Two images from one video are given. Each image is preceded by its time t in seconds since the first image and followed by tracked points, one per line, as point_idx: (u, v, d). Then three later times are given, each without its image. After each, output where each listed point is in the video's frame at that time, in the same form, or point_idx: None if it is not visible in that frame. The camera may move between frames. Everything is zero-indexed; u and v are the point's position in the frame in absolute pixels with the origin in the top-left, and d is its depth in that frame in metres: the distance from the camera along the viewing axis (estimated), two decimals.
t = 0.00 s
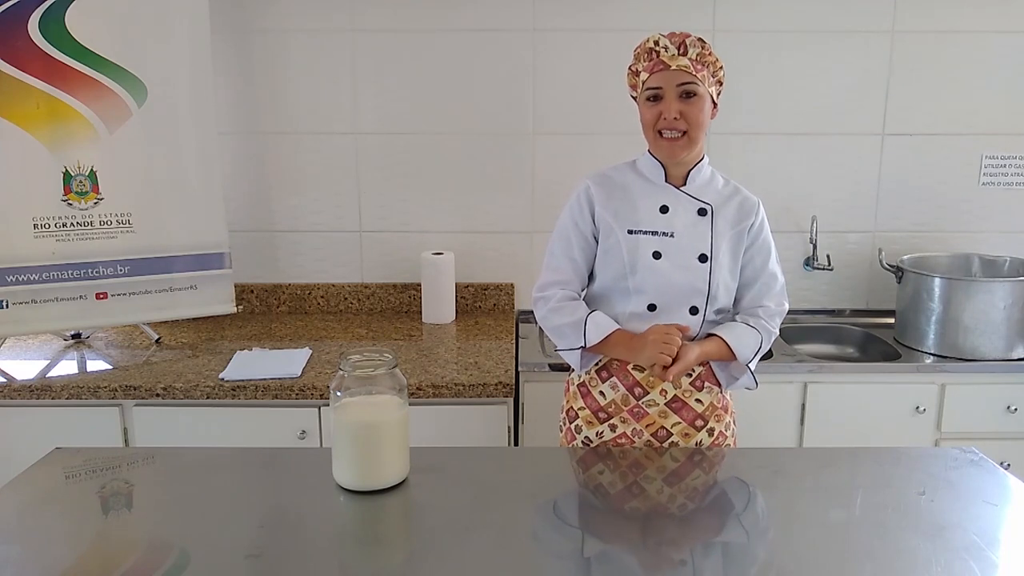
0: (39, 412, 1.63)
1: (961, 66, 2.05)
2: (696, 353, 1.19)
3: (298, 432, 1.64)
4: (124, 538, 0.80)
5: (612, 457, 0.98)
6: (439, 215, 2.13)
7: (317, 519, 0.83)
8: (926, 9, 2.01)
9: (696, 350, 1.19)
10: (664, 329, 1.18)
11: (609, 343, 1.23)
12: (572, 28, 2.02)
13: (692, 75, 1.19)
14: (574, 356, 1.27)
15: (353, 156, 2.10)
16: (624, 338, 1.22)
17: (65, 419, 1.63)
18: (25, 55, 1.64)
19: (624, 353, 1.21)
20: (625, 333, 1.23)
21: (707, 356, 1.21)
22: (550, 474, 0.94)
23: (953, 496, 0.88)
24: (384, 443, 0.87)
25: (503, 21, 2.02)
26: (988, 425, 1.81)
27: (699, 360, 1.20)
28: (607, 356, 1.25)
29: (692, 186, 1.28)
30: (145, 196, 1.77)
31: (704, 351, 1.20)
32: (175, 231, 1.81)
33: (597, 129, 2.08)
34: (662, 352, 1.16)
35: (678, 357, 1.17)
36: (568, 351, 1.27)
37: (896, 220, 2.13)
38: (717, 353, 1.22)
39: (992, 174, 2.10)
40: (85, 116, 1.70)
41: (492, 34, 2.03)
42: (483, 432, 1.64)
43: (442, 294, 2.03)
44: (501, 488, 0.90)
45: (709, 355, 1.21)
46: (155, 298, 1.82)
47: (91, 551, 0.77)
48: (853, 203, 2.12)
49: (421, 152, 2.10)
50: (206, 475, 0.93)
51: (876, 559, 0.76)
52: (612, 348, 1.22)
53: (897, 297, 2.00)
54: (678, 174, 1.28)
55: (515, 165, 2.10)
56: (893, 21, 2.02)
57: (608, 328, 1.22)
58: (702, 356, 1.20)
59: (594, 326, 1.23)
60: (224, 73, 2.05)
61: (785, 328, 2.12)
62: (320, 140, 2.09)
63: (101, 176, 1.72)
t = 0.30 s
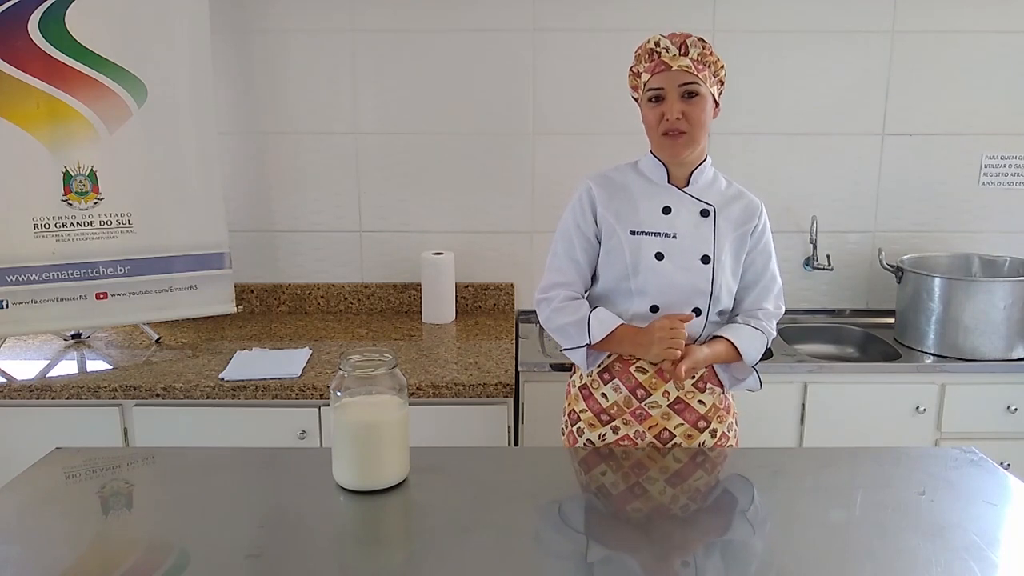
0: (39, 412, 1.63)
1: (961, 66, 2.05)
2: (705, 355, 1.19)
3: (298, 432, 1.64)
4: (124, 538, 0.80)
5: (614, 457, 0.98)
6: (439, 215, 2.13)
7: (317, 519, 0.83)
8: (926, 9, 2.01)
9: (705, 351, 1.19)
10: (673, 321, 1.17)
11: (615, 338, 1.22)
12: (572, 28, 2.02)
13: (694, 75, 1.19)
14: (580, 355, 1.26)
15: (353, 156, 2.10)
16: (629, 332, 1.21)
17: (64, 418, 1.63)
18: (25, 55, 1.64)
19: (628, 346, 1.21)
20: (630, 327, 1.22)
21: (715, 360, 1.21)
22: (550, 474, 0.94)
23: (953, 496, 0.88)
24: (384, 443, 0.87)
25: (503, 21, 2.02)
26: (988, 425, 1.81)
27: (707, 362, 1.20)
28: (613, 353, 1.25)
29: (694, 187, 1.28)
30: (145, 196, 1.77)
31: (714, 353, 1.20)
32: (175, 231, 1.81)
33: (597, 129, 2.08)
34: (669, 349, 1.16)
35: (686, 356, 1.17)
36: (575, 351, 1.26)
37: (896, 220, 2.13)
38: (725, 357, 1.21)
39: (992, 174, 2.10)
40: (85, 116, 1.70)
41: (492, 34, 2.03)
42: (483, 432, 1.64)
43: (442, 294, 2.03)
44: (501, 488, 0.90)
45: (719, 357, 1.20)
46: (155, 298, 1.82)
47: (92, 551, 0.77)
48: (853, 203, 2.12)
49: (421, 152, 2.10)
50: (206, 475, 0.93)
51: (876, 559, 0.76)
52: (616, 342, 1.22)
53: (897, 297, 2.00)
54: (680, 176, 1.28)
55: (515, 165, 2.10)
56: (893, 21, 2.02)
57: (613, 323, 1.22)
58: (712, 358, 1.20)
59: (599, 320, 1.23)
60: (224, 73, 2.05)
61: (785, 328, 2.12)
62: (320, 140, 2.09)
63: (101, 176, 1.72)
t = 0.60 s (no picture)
0: (39, 412, 1.63)
1: (961, 66, 2.05)
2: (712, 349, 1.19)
3: (298, 432, 1.64)
4: (124, 538, 0.80)
5: (613, 458, 0.98)
6: (439, 215, 2.13)
7: (317, 519, 0.83)
8: (926, 9, 2.01)
9: (715, 339, 1.19)
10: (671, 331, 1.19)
11: (609, 348, 1.22)
12: (572, 28, 2.02)
13: (696, 68, 1.20)
14: (576, 360, 1.26)
15: (353, 156, 2.10)
16: (626, 342, 1.22)
17: (65, 418, 1.63)
18: (25, 55, 1.64)
19: (630, 356, 1.21)
20: (628, 337, 1.23)
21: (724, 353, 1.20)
22: (550, 474, 0.94)
23: (953, 495, 0.88)
24: (385, 443, 0.87)
25: (503, 21, 2.02)
26: (987, 425, 1.81)
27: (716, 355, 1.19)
28: (608, 360, 1.25)
29: (696, 186, 1.27)
30: (145, 196, 1.77)
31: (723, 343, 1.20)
32: (175, 231, 1.81)
33: (597, 129, 2.08)
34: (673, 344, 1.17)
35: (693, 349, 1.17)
36: (571, 355, 1.26)
37: (896, 220, 2.13)
38: (733, 351, 1.21)
39: (992, 174, 2.10)
40: (85, 116, 1.70)
41: (492, 34, 2.03)
42: (483, 432, 1.64)
43: (442, 294, 2.03)
44: (501, 488, 0.90)
45: (729, 347, 1.20)
46: (155, 298, 1.82)
47: (92, 551, 0.77)
48: (853, 203, 2.12)
49: (421, 152, 2.09)
50: (206, 475, 0.93)
51: (875, 559, 0.76)
52: (614, 351, 1.22)
53: (897, 297, 2.00)
54: (682, 173, 1.28)
55: (515, 165, 2.10)
56: (893, 21, 2.02)
57: (612, 332, 1.22)
58: (722, 347, 1.20)
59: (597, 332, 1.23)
60: (224, 73, 2.05)
61: (785, 328, 2.12)
62: (320, 140, 2.09)
63: (101, 176, 1.72)
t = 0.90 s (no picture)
0: (39, 412, 1.63)
1: (961, 65, 2.05)
2: (703, 350, 1.19)
3: (298, 432, 1.64)
4: (124, 538, 0.80)
5: (613, 459, 0.98)
6: (439, 215, 2.13)
7: (317, 519, 0.83)
8: (927, 9, 2.01)
9: (704, 343, 1.20)
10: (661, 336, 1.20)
11: (603, 353, 1.23)
12: (572, 28, 2.02)
13: (698, 73, 1.20)
14: (571, 362, 1.27)
15: (353, 156, 2.10)
16: (620, 348, 1.22)
17: (65, 418, 1.63)
18: (25, 55, 1.64)
19: (623, 362, 1.21)
20: (623, 343, 1.23)
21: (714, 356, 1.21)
22: (550, 474, 0.94)
23: (953, 496, 0.88)
24: (385, 444, 0.87)
25: (503, 21, 2.02)
26: (987, 425, 1.81)
27: (706, 357, 1.20)
28: (603, 364, 1.26)
29: (694, 186, 1.27)
30: (145, 196, 1.77)
31: (713, 344, 1.21)
32: (175, 231, 1.81)
33: (597, 129, 2.08)
34: (660, 347, 1.17)
35: (682, 352, 1.17)
36: (566, 356, 1.27)
37: (896, 220, 2.13)
38: (724, 354, 1.21)
39: (992, 174, 2.10)
40: (85, 116, 1.70)
41: (492, 34, 2.03)
42: (483, 432, 1.64)
43: (442, 294, 2.03)
44: (501, 488, 0.90)
45: (719, 350, 1.21)
46: (155, 298, 1.82)
47: (92, 551, 0.77)
48: (852, 203, 2.12)
49: (420, 152, 2.09)
50: (206, 475, 0.93)
51: (875, 559, 0.76)
52: (608, 357, 1.23)
53: (897, 297, 2.00)
54: (679, 175, 1.28)
55: (515, 165, 2.10)
56: (893, 21, 2.02)
57: (607, 337, 1.23)
58: (712, 350, 1.20)
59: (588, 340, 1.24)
60: (224, 73, 2.05)
61: (785, 328, 2.12)
62: (320, 140, 2.09)
63: (101, 176, 1.72)
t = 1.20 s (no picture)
0: (39, 412, 1.63)
1: (961, 66, 2.05)
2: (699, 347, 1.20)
3: (298, 432, 1.64)
4: (123, 538, 0.80)
5: (612, 459, 0.98)
6: (439, 215, 2.13)
7: (316, 519, 0.83)
8: (926, 9, 2.01)
9: (695, 343, 1.19)
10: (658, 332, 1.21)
11: (603, 352, 1.23)
12: (571, 28, 2.02)
13: (692, 71, 1.19)
14: (571, 361, 1.27)
15: (353, 156, 2.10)
16: (621, 346, 1.23)
17: (64, 418, 1.63)
18: (25, 55, 1.64)
19: (621, 361, 1.22)
20: (622, 342, 1.24)
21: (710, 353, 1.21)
22: (550, 474, 0.94)
23: (953, 495, 0.88)
24: (385, 443, 0.87)
25: (503, 21, 2.02)
26: (987, 425, 1.81)
27: (699, 356, 1.20)
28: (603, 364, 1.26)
29: (690, 184, 1.27)
30: (145, 196, 1.77)
31: (706, 343, 1.21)
32: (175, 231, 1.81)
33: (597, 129, 2.08)
34: (659, 347, 1.18)
35: (680, 351, 1.18)
36: (566, 356, 1.27)
37: (896, 220, 2.13)
38: (719, 351, 1.21)
39: (992, 174, 2.10)
40: (85, 116, 1.70)
41: (492, 34, 2.03)
42: (483, 432, 1.64)
43: (442, 294, 2.03)
44: (501, 488, 0.90)
45: (711, 349, 1.21)
46: (155, 298, 1.82)
47: (92, 551, 0.77)
48: (852, 203, 2.12)
49: (420, 152, 2.09)
50: (206, 476, 0.93)
51: (875, 559, 0.76)
52: (608, 356, 1.23)
53: (897, 297, 2.00)
54: (675, 173, 1.28)
55: (515, 165, 2.10)
56: (893, 21, 2.02)
57: (605, 336, 1.23)
58: (704, 351, 1.20)
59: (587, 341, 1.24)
60: (224, 73, 2.05)
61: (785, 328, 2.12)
62: (320, 140, 2.09)
63: (101, 176, 1.72)
